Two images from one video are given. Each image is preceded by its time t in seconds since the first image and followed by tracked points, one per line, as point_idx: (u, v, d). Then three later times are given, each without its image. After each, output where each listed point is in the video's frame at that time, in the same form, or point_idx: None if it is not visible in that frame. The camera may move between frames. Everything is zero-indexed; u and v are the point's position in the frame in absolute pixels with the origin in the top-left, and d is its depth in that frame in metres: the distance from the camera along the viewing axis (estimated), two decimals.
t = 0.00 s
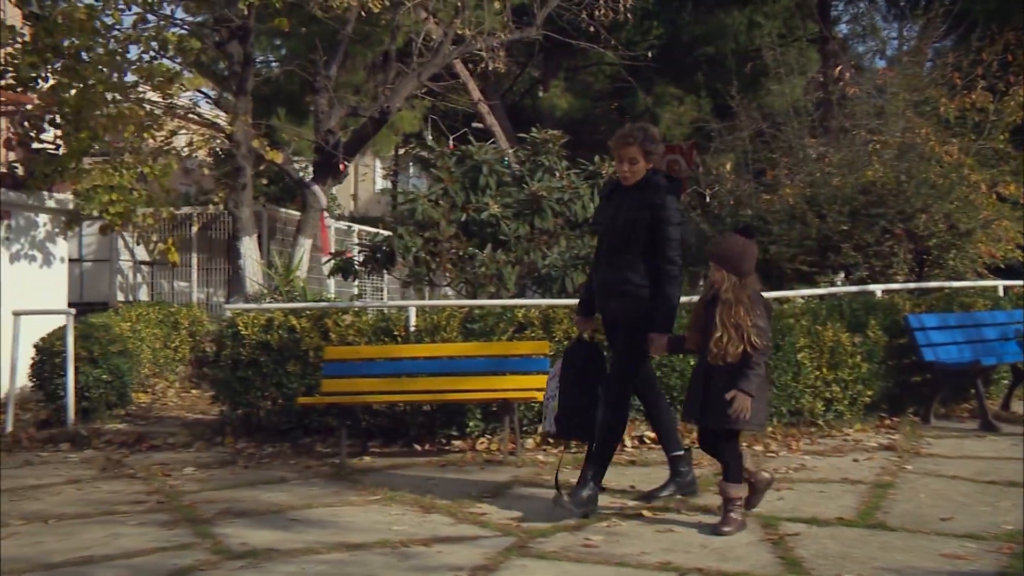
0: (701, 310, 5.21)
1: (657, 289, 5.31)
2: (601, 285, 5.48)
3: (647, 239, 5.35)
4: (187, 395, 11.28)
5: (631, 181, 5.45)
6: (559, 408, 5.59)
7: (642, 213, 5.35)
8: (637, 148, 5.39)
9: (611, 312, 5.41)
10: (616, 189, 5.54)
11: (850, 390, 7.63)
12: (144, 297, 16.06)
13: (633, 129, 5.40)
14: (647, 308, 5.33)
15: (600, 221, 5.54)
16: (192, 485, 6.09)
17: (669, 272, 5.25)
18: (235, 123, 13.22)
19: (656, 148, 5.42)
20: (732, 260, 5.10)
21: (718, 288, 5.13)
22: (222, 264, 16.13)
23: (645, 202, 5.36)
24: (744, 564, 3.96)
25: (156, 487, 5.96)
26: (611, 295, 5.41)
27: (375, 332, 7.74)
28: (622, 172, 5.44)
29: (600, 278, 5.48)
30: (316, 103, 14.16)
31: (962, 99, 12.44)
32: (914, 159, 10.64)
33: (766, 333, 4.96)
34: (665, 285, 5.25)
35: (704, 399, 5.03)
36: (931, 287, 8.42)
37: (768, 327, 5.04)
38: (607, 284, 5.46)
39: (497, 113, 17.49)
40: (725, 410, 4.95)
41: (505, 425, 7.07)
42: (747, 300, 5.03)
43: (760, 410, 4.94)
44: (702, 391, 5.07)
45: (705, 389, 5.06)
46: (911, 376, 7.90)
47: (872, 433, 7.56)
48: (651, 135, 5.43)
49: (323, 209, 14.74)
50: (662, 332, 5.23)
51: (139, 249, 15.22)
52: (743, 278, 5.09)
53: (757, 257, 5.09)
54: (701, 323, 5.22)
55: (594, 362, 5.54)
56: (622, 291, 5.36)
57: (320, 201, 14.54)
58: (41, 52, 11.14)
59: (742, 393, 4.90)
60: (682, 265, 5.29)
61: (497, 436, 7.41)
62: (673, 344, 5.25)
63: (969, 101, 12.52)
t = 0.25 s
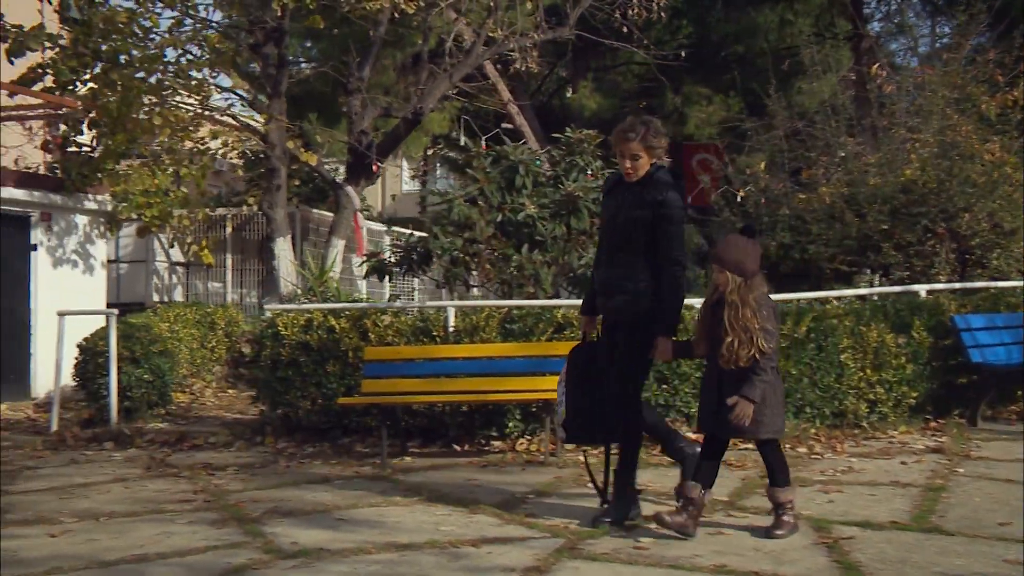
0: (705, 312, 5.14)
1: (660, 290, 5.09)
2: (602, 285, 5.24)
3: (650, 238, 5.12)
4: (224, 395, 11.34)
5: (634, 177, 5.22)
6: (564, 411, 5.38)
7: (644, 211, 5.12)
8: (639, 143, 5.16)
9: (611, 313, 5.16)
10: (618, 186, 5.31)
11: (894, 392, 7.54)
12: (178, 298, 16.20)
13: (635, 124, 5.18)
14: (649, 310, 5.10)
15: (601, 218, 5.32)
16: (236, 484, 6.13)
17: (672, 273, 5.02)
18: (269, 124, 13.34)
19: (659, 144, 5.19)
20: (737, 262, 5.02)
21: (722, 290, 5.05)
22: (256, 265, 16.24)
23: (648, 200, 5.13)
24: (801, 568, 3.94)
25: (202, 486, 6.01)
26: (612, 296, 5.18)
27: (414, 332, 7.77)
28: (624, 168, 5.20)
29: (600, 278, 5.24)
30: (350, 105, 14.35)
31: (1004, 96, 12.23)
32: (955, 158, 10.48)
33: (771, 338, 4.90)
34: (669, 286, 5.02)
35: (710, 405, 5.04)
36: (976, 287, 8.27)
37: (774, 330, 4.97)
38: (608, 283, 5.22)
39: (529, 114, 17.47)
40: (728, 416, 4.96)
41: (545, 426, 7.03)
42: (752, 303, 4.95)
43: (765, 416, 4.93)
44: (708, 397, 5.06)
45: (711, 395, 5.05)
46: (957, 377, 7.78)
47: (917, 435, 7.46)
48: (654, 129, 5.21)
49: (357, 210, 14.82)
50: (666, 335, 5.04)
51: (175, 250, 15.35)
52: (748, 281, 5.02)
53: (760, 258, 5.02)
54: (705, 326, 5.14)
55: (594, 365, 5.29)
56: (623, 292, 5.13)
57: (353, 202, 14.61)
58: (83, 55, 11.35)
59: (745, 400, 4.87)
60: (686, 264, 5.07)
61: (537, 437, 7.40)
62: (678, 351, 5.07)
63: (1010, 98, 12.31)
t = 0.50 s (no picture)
0: (708, 308, 5.06)
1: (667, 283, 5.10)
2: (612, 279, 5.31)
3: (656, 231, 5.16)
4: (259, 395, 11.44)
5: (642, 169, 5.28)
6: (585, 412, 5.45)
7: (650, 202, 5.16)
8: (643, 134, 5.22)
9: (620, 308, 5.22)
10: (627, 179, 5.38)
11: (939, 394, 7.43)
12: (212, 298, 16.32)
13: (638, 115, 5.24)
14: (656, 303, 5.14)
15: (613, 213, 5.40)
16: (280, 484, 6.16)
17: (678, 265, 5.04)
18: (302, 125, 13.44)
19: (663, 134, 5.23)
20: (741, 258, 4.95)
21: (728, 285, 4.94)
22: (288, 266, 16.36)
23: (653, 191, 5.17)
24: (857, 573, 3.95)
25: (246, 486, 6.06)
26: (622, 291, 5.24)
27: (452, 333, 7.77)
28: (630, 161, 5.28)
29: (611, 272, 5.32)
30: (381, 106, 14.21)
31: None
32: (998, 156, 10.32)
33: (780, 333, 4.78)
34: (676, 278, 5.04)
35: (716, 404, 4.88)
36: None
37: (782, 327, 4.86)
38: (617, 278, 5.29)
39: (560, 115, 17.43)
40: (738, 415, 4.79)
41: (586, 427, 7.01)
42: (759, 299, 4.86)
43: (775, 415, 4.78)
44: (713, 396, 4.90)
45: (717, 393, 4.90)
46: (1003, 379, 7.66)
47: (964, 439, 7.34)
48: (658, 120, 5.25)
49: (389, 211, 14.88)
50: (670, 330, 5.00)
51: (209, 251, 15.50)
52: (754, 276, 4.94)
53: (765, 253, 4.97)
54: (710, 324, 5.05)
55: (608, 360, 5.33)
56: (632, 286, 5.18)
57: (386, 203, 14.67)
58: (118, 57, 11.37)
59: (757, 396, 4.74)
60: (693, 255, 5.08)
61: (576, 439, 7.39)
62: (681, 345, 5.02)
63: None
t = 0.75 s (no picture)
0: (726, 314, 4.86)
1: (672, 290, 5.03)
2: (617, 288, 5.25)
3: (661, 237, 5.09)
4: (297, 395, 11.50)
5: (645, 176, 5.23)
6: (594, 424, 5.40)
7: (653, 208, 5.10)
8: (645, 139, 5.17)
9: (627, 318, 5.15)
10: (630, 185, 5.33)
11: (993, 396, 7.29)
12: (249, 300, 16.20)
13: (639, 120, 5.20)
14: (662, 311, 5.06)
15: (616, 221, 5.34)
16: (327, 484, 6.20)
17: (683, 273, 4.98)
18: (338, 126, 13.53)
19: (666, 139, 5.18)
20: (760, 261, 4.72)
21: (747, 291, 4.74)
22: (324, 267, 16.47)
23: (656, 197, 5.11)
24: None
25: (294, 485, 6.10)
26: (627, 300, 5.16)
27: (495, 333, 7.74)
28: (633, 166, 5.22)
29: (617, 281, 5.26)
30: (417, 107, 14.32)
31: None
32: None
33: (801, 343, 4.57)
34: (681, 284, 4.97)
35: (734, 415, 4.69)
36: None
37: (803, 335, 4.65)
38: (622, 288, 5.23)
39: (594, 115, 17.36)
40: (758, 429, 4.60)
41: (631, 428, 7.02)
42: (778, 305, 4.64)
43: (796, 429, 4.58)
44: (733, 408, 4.71)
45: (736, 404, 4.71)
46: None
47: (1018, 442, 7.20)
48: (660, 124, 5.20)
49: (424, 212, 14.92)
50: (677, 338, 4.92)
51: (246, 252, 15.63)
52: (774, 280, 4.71)
53: (786, 256, 4.74)
54: (728, 332, 4.85)
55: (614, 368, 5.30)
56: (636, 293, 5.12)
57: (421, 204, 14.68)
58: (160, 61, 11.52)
59: (777, 408, 4.53)
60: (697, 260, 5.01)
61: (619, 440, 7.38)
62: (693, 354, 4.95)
63: None
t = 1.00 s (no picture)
0: (742, 312, 4.73)
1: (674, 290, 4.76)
2: (611, 290, 4.89)
3: (660, 235, 4.80)
4: (334, 396, 11.52)
5: (640, 169, 4.92)
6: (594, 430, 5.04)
7: (649, 204, 4.80)
8: (641, 132, 4.86)
9: (624, 320, 4.80)
10: (622, 180, 5.02)
11: None
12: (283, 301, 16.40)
13: (635, 111, 4.88)
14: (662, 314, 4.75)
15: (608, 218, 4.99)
16: (371, 484, 6.21)
17: (686, 272, 4.71)
18: (373, 128, 13.61)
19: (661, 130, 4.88)
20: (781, 258, 4.61)
21: (766, 289, 4.62)
22: (357, 268, 16.53)
23: (653, 192, 4.81)
24: None
25: (338, 486, 6.11)
26: (623, 302, 4.80)
27: (535, 334, 7.71)
28: (628, 160, 4.91)
29: (610, 282, 4.90)
30: (452, 108, 14.37)
31: None
32: None
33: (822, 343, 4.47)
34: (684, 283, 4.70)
35: (752, 418, 4.58)
36: None
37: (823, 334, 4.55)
38: (616, 289, 4.87)
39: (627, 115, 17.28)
40: (778, 431, 4.48)
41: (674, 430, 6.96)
42: (799, 304, 4.53)
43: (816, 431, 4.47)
44: (750, 409, 4.59)
45: (753, 405, 4.59)
46: None
47: None
48: (656, 116, 4.89)
49: (458, 213, 14.93)
50: (689, 337, 4.68)
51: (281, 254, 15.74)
52: (794, 278, 4.61)
53: (806, 254, 4.65)
54: (745, 329, 4.70)
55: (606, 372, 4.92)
56: (631, 293, 4.78)
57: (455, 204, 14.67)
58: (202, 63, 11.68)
59: (799, 409, 4.43)
60: (697, 259, 4.75)
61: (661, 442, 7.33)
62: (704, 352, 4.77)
63: None
